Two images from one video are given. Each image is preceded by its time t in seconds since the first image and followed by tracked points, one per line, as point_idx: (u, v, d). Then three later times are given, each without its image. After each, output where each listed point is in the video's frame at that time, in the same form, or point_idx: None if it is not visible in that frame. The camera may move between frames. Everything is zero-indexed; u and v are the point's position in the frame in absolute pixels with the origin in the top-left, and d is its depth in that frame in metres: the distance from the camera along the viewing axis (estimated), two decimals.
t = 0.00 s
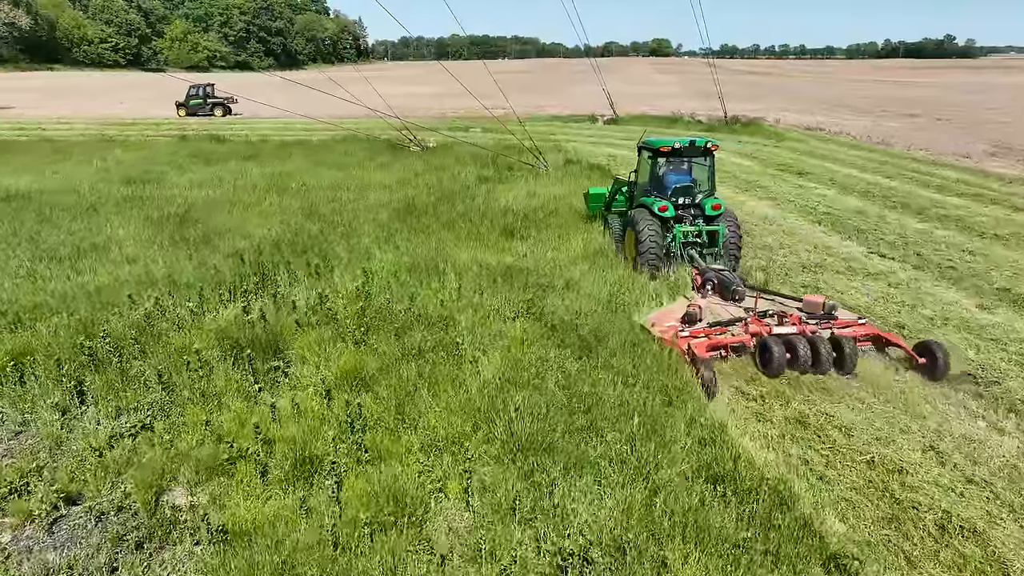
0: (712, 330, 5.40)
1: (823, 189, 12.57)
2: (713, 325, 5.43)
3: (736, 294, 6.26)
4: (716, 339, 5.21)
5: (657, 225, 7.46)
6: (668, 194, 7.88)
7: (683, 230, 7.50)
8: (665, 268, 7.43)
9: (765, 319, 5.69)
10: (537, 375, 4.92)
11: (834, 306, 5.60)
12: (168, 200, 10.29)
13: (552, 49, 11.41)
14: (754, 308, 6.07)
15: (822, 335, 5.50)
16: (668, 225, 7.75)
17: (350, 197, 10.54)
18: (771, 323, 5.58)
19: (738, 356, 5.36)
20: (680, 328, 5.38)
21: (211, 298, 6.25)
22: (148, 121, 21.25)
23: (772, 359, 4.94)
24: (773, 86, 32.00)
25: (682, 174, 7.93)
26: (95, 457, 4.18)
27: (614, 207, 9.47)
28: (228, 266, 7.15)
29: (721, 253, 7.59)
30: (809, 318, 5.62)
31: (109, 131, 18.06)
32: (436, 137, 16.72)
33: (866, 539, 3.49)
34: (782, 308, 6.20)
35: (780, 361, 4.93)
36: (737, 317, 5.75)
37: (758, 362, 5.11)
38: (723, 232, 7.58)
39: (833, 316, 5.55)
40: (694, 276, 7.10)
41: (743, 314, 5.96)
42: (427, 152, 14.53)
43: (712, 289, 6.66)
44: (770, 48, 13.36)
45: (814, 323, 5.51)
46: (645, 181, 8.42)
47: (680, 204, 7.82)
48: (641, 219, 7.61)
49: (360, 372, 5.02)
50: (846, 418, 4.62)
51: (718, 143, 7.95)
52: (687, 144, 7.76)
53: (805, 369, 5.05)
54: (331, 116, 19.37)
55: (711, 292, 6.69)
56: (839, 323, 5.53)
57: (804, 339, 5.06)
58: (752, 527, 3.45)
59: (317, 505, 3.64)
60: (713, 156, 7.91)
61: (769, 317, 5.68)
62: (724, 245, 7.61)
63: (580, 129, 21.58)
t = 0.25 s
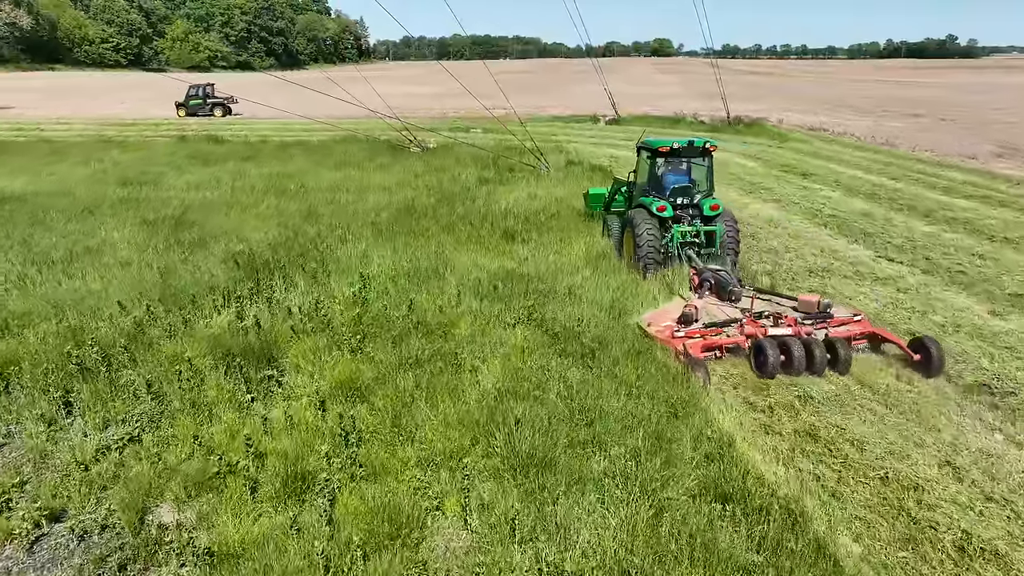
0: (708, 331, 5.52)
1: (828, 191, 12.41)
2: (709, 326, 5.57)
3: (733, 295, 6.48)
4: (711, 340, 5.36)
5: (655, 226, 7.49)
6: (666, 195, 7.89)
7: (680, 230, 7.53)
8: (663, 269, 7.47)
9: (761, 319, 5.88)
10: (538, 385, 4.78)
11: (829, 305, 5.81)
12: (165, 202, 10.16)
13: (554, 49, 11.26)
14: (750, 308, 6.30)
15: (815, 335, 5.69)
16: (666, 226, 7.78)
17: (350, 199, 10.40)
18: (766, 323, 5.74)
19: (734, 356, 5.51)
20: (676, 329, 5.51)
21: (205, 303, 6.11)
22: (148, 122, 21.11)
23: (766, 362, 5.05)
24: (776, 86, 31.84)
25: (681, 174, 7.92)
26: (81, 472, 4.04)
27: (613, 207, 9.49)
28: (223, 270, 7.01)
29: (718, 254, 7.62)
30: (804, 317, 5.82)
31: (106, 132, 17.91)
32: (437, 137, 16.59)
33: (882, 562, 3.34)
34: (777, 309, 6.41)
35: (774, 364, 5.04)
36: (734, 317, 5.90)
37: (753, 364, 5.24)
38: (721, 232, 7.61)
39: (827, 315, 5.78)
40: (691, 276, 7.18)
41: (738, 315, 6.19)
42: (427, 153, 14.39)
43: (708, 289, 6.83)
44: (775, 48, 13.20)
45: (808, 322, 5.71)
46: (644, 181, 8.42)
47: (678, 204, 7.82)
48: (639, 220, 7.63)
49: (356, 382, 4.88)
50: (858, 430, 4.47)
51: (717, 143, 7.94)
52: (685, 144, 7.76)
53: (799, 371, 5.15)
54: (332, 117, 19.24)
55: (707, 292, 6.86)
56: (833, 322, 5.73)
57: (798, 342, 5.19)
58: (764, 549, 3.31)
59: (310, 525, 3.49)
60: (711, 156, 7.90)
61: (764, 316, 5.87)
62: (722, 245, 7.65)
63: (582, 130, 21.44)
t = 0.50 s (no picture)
0: (704, 329, 5.48)
1: (833, 193, 12.23)
2: (705, 324, 5.50)
3: (730, 294, 6.40)
4: (707, 339, 5.26)
5: (653, 226, 7.42)
6: (664, 195, 7.80)
7: (678, 231, 7.47)
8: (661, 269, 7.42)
9: (758, 318, 5.80)
10: (538, 395, 4.64)
11: (826, 303, 5.72)
12: (162, 206, 10.03)
13: (557, 50, 11.11)
14: (747, 307, 6.26)
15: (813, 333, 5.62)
16: (663, 226, 7.72)
17: (348, 202, 10.26)
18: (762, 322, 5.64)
19: (730, 355, 5.42)
20: (673, 328, 5.48)
21: (197, 310, 5.97)
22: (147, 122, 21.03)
23: (761, 360, 5.03)
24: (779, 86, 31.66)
25: (678, 174, 7.84)
26: (64, 488, 3.90)
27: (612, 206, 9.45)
28: (218, 274, 6.88)
29: (716, 253, 7.59)
30: (802, 316, 5.74)
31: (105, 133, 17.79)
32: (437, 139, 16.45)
33: None
34: (773, 308, 6.34)
35: (769, 362, 5.01)
36: (730, 316, 5.83)
37: (749, 362, 5.21)
38: (718, 231, 7.57)
39: (824, 313, 5.69)
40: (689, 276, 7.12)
41: (736, 314, 6.16)
42: (427, 155, 14.26)
43: (706, 289, 6.71)
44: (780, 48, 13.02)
45: (805, 322, 5.64)
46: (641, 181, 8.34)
47: (675, 204, 7.74)
48: (637, 221, 7.56)
49: (351, 392, 4.74)
50: (870, 444, 4.31)
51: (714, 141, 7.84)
52: (682, 144, 7.67)
53: (795, 370, 5.10)
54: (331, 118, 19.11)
55: (705, 291, 6.75)
56: (831, 320, 5.65)
57: (794, 341, 5.09)
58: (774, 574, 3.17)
59: (301, 547, 3.35)
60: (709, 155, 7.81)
61: (761, 316, 5.79)
62: (719, 244, 7.60)
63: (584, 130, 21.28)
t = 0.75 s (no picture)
0: (698, 328, 5.51)
1: (838, 195, 12.08)
2: (700, 324, 5.52)
3: (726, 294, 6.45)
4: (702, 338, 5.26)
5: (649, 223, 7.54)
6: (660, 193, 7.95)
7: (675, 228, 7.58)
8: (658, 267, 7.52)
9: (752, 317, 5.86)
10: (538, 407, 4.49)
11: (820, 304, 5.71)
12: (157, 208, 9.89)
13: (559, 49, 10.96)
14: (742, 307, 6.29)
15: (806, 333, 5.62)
16: (660, 224, 7.84)
17: (346, 204, 10.11)
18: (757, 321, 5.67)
19: (728, 359, 5.40)
20: (667, 327, 5.44)
21: (188, 316, 5.82)
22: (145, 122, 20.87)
23: (755, 360, 5.09)
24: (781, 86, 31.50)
25: (675, 173, 8.00)
26: (45, 505, 3.75)
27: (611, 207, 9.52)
28: (211, 279, 6.73)
29: (712, 251, 7.66)
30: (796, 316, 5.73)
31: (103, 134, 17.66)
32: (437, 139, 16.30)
33: None
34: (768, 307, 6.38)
35: (763, 362, 5.07)
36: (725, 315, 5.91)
37: (742, 361, 5.28)
38: (714, 229, 7.67)
39: (819, 314, 5.69)
40: (685, 274, 7.20)
41: (731, 313, 6.20)
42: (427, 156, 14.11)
43: (701, 287, 6.84)
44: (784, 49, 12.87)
45: (799, 322, 5.64)
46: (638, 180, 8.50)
47: (672, 202, 7.89)
48: (633, 218, 7.69)
49: (345, 403, 4.59)
50: (881, 458, 4.15)
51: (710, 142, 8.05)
52: (678, 143, 7.87)
53: (789, 369, 5.12)
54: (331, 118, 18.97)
55: (701, 289, 6.87)
56: (825, 320, 5.65)
57: (787, 341, 5.17)
58: None
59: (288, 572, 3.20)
60: (705, 155, 8.00)
61: (755, 316, 5.84)
62: (716, 243, 7.67)
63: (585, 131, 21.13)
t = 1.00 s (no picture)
0: (693, 328, 5.56)
1: (842, 197, 11.92)
2: (694, 323, 5.58)
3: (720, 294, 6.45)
4: (696, 337, 5.35)
5: (645, 224, 7.49)
6: (656, 194, 7.94)
7: (670, 229, 7.58)
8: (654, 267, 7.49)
9: (746, 317, 5.92)
10: (537, 418, 4.35)
11: (814, 304, 5.82)
12: (153, 209, 9.77)
13: (561, 49, 10.83)
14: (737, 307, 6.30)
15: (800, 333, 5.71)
16: (656, 224, 7.86)
17: (344, 206, 9.98)
18: (751, 321, 5.77)
19: (733, 368, 5.28)
20: (663, 326, 5.51)
21: (180, 323, 5.68)
22: (144, 122, 20.76)
23: (748, 359, 5.14)
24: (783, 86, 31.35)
25: (671, 173, 8.02)
26: (23, 521, 3.61)
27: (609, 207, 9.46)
28: (204, 283, 6.60)
29: (709, 252, 7.59)
30: (790, 316, 5.84)
31: (100, 134, 17.53)
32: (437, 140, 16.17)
33: None
34: (764, 307, 6.46)
35: (756, 361, 5.13)
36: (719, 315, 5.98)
37: (735, 360, 5.33)
38: (711, 230, 7.61)
39: (812, 314, 5.81)
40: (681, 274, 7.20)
41: (725, 313, 6.25)
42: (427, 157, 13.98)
43: (697, 287, 6.86)
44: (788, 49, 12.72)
45: (792, 322, 5.75)
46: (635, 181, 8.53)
47: (667, 202, 7.91)
48: (629, 219, 7.67)
49: (338, 414, 4.45)
50: (893, 473, 4.00)
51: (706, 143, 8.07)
52: (674, 143, 7.88)
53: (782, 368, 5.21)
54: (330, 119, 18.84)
55: (696, 289, 6.90)
56: (818, 320, 5.75)
57: (780, 340, 5.22)
58: None
59: None
60: (701, 155, 8.01)
61: (749, 315, 5.90)
62: (712, 243, 7.61)
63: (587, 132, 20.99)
